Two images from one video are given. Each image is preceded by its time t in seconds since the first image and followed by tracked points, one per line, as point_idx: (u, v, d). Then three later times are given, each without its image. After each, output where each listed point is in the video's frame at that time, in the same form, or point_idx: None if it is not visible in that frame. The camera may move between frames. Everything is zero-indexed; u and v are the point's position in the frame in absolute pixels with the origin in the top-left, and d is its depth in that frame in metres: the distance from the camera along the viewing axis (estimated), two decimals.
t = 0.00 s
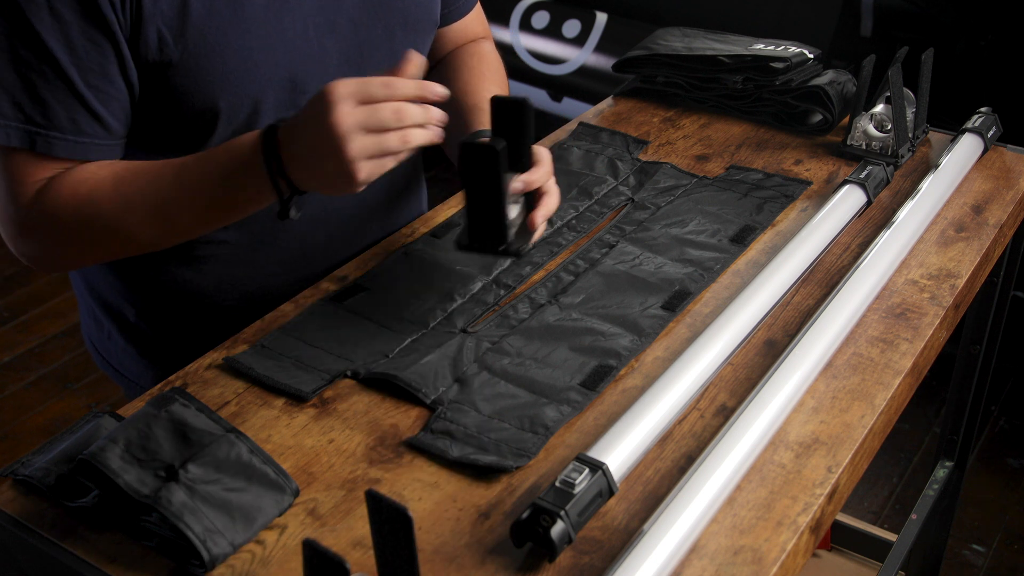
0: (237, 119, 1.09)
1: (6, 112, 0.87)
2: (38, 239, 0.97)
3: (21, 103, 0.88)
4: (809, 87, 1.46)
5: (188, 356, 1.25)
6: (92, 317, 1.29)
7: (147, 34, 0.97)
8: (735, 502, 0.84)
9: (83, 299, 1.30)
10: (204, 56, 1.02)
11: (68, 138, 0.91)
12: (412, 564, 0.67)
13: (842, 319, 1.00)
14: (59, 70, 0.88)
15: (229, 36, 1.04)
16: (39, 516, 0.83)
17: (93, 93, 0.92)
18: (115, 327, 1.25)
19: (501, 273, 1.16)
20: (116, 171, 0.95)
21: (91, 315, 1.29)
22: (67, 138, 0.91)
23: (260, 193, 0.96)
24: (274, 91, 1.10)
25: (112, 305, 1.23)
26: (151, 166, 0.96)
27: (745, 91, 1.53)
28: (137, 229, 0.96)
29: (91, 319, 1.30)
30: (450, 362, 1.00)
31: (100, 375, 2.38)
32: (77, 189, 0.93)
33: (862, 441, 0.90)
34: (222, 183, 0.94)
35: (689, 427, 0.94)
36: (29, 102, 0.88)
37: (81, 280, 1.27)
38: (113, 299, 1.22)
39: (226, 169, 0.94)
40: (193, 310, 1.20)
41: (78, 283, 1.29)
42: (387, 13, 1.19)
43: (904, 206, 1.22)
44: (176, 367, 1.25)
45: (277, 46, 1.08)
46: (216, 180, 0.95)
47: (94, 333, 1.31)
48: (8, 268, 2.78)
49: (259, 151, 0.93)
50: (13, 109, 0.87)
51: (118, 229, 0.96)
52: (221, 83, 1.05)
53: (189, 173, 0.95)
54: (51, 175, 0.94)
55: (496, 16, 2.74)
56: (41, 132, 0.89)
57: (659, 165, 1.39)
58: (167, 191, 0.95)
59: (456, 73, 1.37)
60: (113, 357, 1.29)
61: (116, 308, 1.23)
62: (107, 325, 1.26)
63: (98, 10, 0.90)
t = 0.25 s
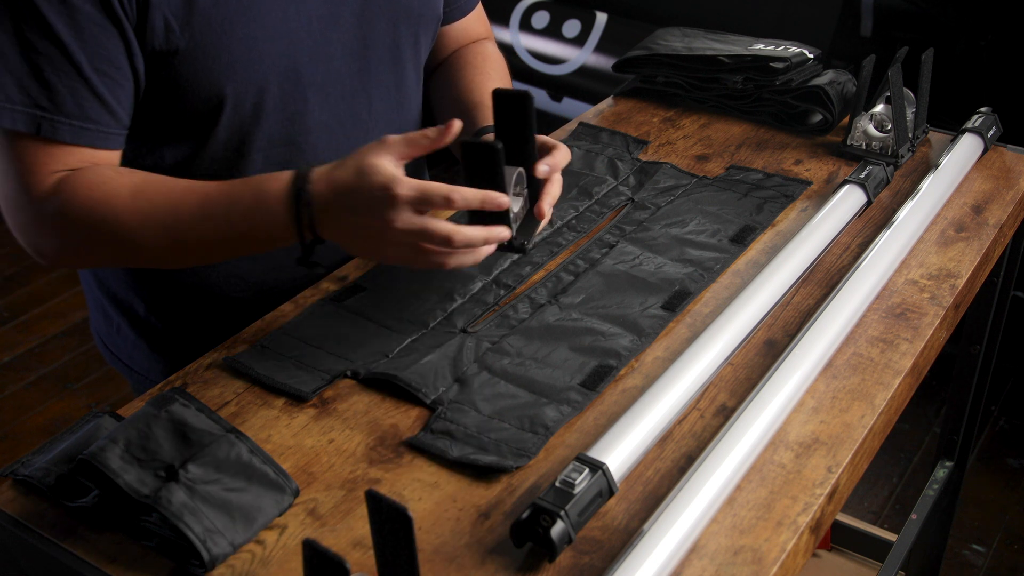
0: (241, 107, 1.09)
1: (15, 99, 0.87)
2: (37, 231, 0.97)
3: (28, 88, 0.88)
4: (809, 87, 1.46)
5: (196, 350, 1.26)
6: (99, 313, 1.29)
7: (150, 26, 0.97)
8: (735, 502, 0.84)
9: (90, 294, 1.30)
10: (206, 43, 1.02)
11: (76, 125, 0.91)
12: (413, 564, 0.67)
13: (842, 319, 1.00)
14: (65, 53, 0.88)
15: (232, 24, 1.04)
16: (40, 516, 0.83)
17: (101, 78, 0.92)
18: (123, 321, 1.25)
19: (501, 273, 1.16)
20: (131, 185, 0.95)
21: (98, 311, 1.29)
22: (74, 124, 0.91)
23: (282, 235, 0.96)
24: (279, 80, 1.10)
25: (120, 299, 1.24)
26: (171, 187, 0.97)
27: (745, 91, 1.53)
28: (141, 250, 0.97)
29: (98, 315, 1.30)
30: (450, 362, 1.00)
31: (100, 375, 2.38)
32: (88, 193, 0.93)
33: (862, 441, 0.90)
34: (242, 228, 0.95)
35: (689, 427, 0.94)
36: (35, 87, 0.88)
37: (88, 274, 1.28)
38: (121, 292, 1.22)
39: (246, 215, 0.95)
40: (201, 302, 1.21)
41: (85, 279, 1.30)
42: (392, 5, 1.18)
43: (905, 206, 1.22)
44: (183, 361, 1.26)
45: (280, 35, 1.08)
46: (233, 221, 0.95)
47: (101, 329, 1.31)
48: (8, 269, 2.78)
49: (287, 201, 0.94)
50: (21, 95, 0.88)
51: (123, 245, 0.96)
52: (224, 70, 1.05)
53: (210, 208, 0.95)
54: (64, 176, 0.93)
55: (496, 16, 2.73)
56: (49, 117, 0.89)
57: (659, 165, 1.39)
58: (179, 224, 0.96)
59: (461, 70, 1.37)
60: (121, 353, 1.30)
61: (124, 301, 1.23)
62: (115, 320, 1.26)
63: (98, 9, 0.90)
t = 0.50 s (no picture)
0: (249, 103, 1.09)
1: (35, 94, 0.88)
2: (68, 228, 0.98)
3: (48, 82, 0.89)
4: (809, 87, 1.46)
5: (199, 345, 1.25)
6: (102, 310, 1.29)
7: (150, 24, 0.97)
8: (735, 502, 0.84)
9: (93, 290, 1.30)
10: (215, 39, 1.02)
11: (101, 120, 0.92)
12: (412, 564, 0.67)
13: (842, 319, 1.00)
14: (84, 46, 0.90)
15: (240, 19, 1.03)
16: (40, 516, 0.83)
17: (121, 70, 0.94)
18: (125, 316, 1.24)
19: (501, 273, 1.16)
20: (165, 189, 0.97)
21: (101, 307, 1.29)
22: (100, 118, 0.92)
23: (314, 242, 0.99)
24: (285, 75, 1.10)
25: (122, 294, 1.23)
26: (202, 194, 0.98)
27: (745, 91, 1.53)
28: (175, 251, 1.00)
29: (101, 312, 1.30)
30: (450, 362, 1.00)
31: (101, 375, 2.38)
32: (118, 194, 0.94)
33: (862, 441, 0.90)
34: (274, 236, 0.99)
35: (689, 427, 0.94)
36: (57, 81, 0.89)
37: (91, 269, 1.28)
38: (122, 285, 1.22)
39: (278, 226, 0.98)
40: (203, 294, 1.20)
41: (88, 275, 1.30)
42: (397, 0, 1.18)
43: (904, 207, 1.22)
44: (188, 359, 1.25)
45: (287, 30, 1.08)
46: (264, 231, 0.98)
47: (104, 326, 1.31)
48: (8, 269, 2.78)
49: (318, 211, 0.97)
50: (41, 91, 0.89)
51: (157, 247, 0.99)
52: (233, 65, 1.05)
53: (243, 218, 0.98)
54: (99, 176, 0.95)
55: (495, 16, 2.74)
56: (73, 112, 0.90)
57: (659, 165, 1.39)
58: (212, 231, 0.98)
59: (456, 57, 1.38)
60: (124, 349, 1.29)
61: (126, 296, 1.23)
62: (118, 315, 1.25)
63: (98, 7, 0.90)
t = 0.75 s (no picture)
0: (251, 101, 1.09)
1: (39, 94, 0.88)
2: (74, 229, 0.98)
3: (52, 82, 0.89)
4: (809, 87, 1.47)
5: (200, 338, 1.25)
6: (102, 310, 1.29)
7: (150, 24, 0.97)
8: (735, 502, 0.84)
9: (92, 290, 1.30)
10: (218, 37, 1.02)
11: (108, 120, 0.92)
12: (412, 564, 0.67)
13: (842, 319, 1.00)
14: (89, 46, 0.89)
15: (242, 18, 1.04)
16: (40, 516, 0.83)
17: (126, 70, 0.94)
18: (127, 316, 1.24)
19: (501, 273, 1.16)
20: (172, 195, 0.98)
21: (101, 308, 1.28)
22: (106, 117, 0.92)
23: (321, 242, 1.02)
24: (287, 74, 1.10)
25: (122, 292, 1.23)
26: (210, 199, 0.99)
27: (745, 91, 1.53)
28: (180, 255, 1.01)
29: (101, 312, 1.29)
30: (450, 362, 1.00)
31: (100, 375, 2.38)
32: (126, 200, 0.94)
33: (862, 441, 0.90)
34: (281, 242, 1.01)
35: (689, 427, 0.94)
36: (61, 80, 0.89)
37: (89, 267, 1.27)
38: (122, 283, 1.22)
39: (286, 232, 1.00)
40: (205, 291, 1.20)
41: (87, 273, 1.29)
42: None
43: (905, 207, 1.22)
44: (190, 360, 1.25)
45: (290, 28, 1.08)
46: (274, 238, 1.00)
47: (104, 327, 1.30)
48: (8, 269, 2.78)
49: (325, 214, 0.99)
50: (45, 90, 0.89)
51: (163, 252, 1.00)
52: (235, 63, 1.05)
53: (251, 221, 0.99)
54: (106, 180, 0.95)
55: (495, 15, 2.74)
56: (77, 112, 0.90)
57: (659, 165, 1.39)
58: (219, 239, 1.00)
59: (452, 56, 1.38)
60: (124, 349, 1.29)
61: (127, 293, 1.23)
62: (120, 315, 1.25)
63: (102, 7, 0.90)
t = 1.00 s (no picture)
0: (253, 101, 1.09)
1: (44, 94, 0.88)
2: (78, 231, 0.98)
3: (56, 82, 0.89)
4: (809, 87, 1.47)
5: (202, 335, 1.25)
6: (102, 312, 1.28)
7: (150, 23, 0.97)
8: (735, 502, 0.84)
9: (91, 292, 1.29)
10: (221, 39, 1.03)
11: (114, 121, 0.92)
12: (412, 564, 0.67)
13: (842, 319, 1.00)
14: (94, 47, 0.89)
15: (245, 18, 1.04)
16: (40, 516, 0.83)
17: (130, 69, 0.94)
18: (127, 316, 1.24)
19: (501, 273, 1.16)
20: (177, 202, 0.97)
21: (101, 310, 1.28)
22: (112, 118, 0.92)
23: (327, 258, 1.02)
24: (290, 72, 1.10)
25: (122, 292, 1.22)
26: (216, 210, 0.99)
27: (745, 91, 1.53)
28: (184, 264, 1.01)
29: (101, 315, 1.29)
30: (449, 362, 1.00)
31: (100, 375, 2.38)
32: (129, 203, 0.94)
33: (862, 441, 0.90)
34: (287, 255, 1.01)
35: (689, 427, 0.94)
36: (66, 80, 0.89)
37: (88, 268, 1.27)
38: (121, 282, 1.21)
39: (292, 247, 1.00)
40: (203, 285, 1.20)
41: (86, 275, 1.29)
42: None
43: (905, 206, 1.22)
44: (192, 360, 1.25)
45: (292, 26, 1.08)
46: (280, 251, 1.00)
47: (105, 329, 1.30)
48: (8, 269, 2.78)
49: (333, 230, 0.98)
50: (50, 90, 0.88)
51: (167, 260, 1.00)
52: (237, 63, 1.05)
53: (259, 231, 0.99)
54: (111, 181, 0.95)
55: (495, 16, 2.73)
56: (82, 113, 0.90)
57: (659, 165, 1.39)
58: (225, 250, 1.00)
59: (450, 56, 1.38)
60: (128, 350, 1.28)
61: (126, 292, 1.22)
62: (120, 315, 1.24)
63: (107, 7, 0.90)
